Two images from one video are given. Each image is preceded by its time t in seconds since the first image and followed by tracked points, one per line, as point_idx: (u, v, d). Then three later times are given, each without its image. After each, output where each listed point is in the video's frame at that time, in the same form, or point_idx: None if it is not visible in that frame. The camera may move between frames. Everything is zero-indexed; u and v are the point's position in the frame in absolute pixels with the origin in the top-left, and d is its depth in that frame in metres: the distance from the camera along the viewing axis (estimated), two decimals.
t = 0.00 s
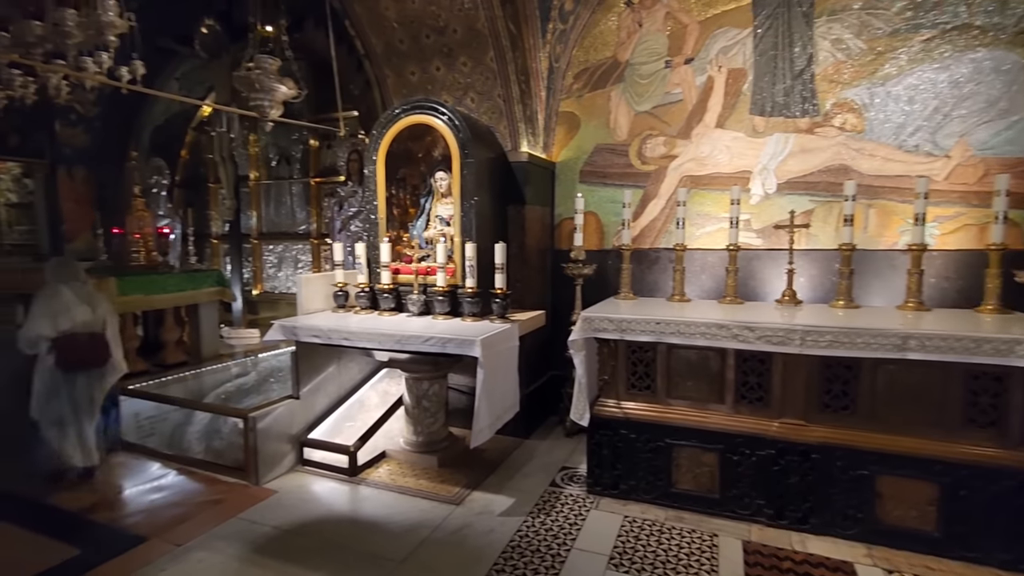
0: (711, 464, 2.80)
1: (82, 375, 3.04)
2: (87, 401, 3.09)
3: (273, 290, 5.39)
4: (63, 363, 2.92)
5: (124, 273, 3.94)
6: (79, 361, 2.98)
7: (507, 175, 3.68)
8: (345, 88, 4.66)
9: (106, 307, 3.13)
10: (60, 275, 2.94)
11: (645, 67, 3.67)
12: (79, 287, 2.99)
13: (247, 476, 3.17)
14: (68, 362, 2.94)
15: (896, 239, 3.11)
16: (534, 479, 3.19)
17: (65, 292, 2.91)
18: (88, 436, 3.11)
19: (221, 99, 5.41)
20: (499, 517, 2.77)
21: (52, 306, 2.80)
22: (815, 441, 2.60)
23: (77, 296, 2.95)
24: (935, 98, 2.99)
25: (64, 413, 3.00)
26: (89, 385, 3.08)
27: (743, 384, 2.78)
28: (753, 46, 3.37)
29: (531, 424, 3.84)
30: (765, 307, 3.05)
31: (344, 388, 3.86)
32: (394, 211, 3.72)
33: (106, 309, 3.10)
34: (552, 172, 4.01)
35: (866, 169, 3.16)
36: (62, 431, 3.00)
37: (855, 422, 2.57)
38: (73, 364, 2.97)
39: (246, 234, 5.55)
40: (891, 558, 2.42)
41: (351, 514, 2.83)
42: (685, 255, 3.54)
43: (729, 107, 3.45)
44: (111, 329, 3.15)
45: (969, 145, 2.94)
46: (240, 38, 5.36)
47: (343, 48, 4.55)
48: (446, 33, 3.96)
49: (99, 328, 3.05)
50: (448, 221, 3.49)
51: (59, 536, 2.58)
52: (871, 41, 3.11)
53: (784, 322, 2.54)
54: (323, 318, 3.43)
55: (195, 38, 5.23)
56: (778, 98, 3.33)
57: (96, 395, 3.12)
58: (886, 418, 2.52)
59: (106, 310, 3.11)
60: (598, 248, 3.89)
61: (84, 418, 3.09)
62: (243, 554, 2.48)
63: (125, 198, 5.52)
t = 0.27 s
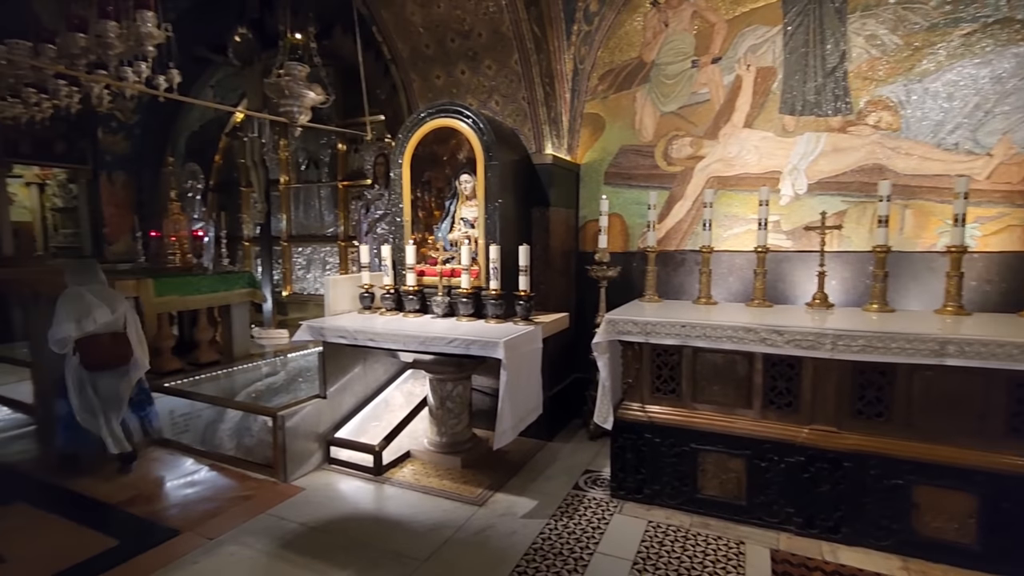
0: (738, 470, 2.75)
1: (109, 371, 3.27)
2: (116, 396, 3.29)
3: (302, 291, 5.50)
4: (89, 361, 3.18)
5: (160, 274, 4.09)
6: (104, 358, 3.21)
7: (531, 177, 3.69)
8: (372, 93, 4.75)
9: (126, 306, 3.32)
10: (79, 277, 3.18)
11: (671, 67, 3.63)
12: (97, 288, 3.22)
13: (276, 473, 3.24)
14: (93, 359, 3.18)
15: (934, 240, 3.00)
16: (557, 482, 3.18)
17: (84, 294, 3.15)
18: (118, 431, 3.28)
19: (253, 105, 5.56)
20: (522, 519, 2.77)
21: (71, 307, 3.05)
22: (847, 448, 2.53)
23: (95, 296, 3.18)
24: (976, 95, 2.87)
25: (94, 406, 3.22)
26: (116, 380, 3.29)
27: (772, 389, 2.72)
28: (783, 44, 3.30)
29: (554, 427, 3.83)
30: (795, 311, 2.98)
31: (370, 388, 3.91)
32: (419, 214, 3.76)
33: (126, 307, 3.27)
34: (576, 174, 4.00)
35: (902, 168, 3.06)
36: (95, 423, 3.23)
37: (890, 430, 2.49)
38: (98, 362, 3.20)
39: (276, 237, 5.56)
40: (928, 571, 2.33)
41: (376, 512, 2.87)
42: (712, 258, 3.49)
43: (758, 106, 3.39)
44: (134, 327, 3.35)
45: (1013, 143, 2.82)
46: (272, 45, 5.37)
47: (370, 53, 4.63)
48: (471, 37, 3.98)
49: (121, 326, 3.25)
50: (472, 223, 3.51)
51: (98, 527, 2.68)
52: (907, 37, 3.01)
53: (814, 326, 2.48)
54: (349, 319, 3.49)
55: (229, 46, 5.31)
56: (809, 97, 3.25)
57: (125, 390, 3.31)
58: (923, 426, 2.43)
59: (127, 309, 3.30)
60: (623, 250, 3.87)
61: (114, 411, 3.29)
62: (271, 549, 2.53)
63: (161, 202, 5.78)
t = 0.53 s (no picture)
0: (768, 476, 2.69)
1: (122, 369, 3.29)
2: (126, 394, 3.30)
3: (330, 292, 5.61)
4: (102, 359, 3.19)
5: (196, 275, 4.23)
6: (118, 356, 3.23)
7: (557, 179, 3.68)
8: (399, 97, 4.83)
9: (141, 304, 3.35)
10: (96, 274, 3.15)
11: (700, 66, 3.59)
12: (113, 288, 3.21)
13: (305, 470, 3.30)
14: (107, 357, 3.20)
15: (976, 241, 2.89)
16: (582, 485, 3.16)
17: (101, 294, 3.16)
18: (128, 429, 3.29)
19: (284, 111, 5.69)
20: (547, 521, 2.76)
21: (85, 310, 3.08)
22: (883, 456, 2.45)
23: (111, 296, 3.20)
24: (1022, 89, 2.75)
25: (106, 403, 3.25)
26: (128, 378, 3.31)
27: (804, 394, 2.65)
28: (815, 41, 3.22)
29: (579, 429, 3.81)
30: (828, 314, 2.90)
31: (396, 388, 3.96)
32: (445, 216, 3.79)
33: (140, 306, 3.30)
34: (602, 175, 3.98)
35: (942, 166, 2.95)
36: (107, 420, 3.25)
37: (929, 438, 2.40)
38: (111, 360, 3.22)
39: (306, 238, 5.65)
40: None
41: (402, 511, 2.89)
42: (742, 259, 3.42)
43: (789, 105, 3.31)
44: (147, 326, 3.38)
45: None
46: (303, 52, 5.47)
47: (398, 57, 4.70)
48: (497, 40, 4.00)
49: (135, 324, 3.28)
50: (498, 225, 3.52)
51: (135, 520, 2.77)
52: (947, 31, 2.91)
53: (848, 330, 2.41)
54: (376, 319, 3.53)
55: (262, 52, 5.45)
56: (843, 94, 3.17)
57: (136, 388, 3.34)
58: (965, 434, 2.34)
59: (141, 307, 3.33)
60: (649, 251, 3.83)
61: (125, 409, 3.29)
62: (299, 545, 2.58)
63: (197, 205, 5.98)
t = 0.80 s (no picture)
0: (797, 484, 2.63)
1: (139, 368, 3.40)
2: (141, 392, 3.41)
3: (354, 294, 5.69)
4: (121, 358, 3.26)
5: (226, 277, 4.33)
6: (138, 356, 3.34)
7: (580, 181, 3.67)
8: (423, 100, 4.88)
9: (160, 306, 3.48)
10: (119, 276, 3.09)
11: (726, 66, 3.53)
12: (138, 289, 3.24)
13: (329, 470, 3.35)
14: (127, 356, 3.28)
15: (1017, 243, 2.78)
16: (605, 489, 3.13)
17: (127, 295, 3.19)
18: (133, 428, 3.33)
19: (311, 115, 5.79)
20: (569, 525, 2.74)
21: (109, 312, 3.01)
22: (918, 465, 2.37)
23: (133, 297, 3.23)
24: None
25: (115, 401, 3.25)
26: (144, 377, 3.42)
27: (834, 400, 2.59)
28: (846, 39, 3.15)
29: (602, 433, 3.78)
30: (859, 318, 2.83)
31: (419, 389, 3.99)
32: (468, 218, 3.80)
33: (161, 308, 3.42)
34: (626, 177, 3.95)
35: (980, 166, 2.85)
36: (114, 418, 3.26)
37: (966, 447, 2.32)
38: (132, 359, 3.32)
39: (332, 241, 5.77)
40: None
41: (424, 512, 2.91)
42: (769, 262, 3.36)
43: (819, 104, 3.24)
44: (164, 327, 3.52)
45: None
46: (329, 57, 5.55)
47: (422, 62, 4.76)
48: (521, 42, 4.00)
49: (156, 325, 3.41)
50: (521, 227, 3.52)
51: (167, 515, 2.84)
52: (986, 26, 2.81)
53: (881, 335, 2.34)
54: (400, 321, 3.57)
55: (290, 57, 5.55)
56: (876, 93, 3.09)
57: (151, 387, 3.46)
58: (1005, 444, 2.25)
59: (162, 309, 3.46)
60: (673, 254, 3.78)
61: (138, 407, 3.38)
62: (324, 543, 2.62)
63: (227, 209, 6.17)
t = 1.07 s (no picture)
0: (822, 490, 2.57)
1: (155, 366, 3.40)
2: (155, 389, 3.42)
3: (375, 296, 5.74)
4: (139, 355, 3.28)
5: (250, 278, 4.40)
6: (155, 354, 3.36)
7: (600, 183, 3.65)
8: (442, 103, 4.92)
9: (179, 306, 3.49)
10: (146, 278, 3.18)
11: (748, 65, 3.49)
12: (161, 291, 3.30)
13: (350, 470, 3.38)
14: (145, 354, 3.31)
15: None
16: (625, 493, 3.11)
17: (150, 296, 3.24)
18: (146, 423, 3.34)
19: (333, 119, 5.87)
20: (588, 529, 2.72)
21: (132, 310, 3.09)
22: (949, 473, 2.30)
23: (156, 298, 3.28)
24: None
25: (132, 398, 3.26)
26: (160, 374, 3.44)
27: (861, 405, 2.53)
28: (873, 36, 3.09)
29: (622, 437, 3.76)
30: (887, 321, 2.76)
31: (438, 391, 4.01)
32: (488, 220, 3.81)
33: (180, 309, 3.44)
34: (646, 179, 3.92)
35: (1014, 166, 2.77)
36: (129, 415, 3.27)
37: (1001, 456, 2.25)
38: (150, 356, 3.35)
39: (352, 243, 5.88)
40: None
41: (443, 513, 2.92)
42: (793, 264, 3.30)
43: (844, 103, 3.18)
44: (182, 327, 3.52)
45: None
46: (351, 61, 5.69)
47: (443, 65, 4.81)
48: (541, 45, 3.99)
49: (174, 326, 3.43)
50: (539, 229, 3.52)
51: (192, 511, 2.90)
52: (1020, 22, 2.72)
53: (910, 339, 2.29)
54: (420, 323, 3.59)
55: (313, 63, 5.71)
56: (904, 91, 3.02)
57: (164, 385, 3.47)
58: None
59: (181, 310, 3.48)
60: (694, 256, 3.74)
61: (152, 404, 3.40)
62: (344, 542, 2.64)
63: (250, 211, 6.28)
